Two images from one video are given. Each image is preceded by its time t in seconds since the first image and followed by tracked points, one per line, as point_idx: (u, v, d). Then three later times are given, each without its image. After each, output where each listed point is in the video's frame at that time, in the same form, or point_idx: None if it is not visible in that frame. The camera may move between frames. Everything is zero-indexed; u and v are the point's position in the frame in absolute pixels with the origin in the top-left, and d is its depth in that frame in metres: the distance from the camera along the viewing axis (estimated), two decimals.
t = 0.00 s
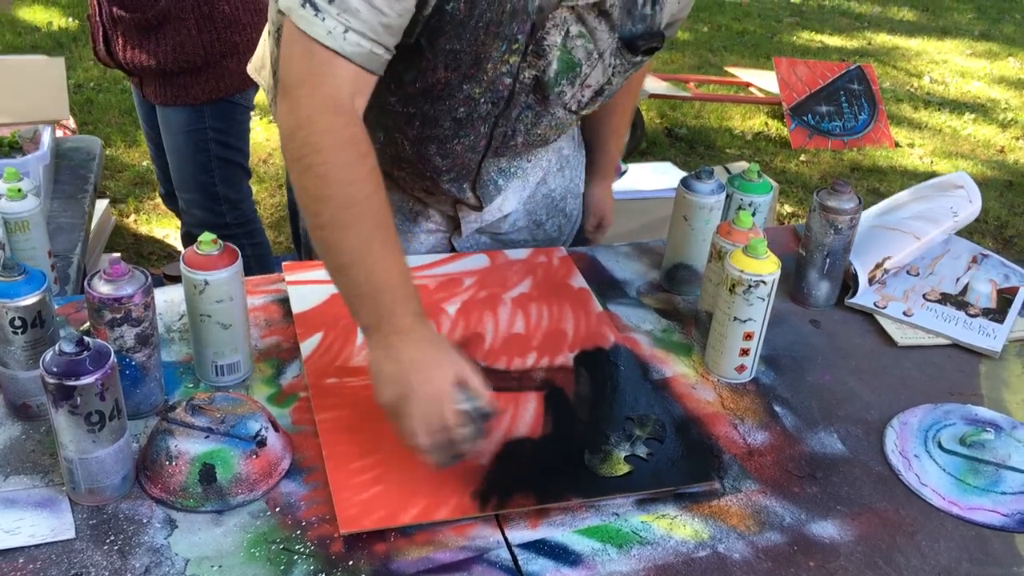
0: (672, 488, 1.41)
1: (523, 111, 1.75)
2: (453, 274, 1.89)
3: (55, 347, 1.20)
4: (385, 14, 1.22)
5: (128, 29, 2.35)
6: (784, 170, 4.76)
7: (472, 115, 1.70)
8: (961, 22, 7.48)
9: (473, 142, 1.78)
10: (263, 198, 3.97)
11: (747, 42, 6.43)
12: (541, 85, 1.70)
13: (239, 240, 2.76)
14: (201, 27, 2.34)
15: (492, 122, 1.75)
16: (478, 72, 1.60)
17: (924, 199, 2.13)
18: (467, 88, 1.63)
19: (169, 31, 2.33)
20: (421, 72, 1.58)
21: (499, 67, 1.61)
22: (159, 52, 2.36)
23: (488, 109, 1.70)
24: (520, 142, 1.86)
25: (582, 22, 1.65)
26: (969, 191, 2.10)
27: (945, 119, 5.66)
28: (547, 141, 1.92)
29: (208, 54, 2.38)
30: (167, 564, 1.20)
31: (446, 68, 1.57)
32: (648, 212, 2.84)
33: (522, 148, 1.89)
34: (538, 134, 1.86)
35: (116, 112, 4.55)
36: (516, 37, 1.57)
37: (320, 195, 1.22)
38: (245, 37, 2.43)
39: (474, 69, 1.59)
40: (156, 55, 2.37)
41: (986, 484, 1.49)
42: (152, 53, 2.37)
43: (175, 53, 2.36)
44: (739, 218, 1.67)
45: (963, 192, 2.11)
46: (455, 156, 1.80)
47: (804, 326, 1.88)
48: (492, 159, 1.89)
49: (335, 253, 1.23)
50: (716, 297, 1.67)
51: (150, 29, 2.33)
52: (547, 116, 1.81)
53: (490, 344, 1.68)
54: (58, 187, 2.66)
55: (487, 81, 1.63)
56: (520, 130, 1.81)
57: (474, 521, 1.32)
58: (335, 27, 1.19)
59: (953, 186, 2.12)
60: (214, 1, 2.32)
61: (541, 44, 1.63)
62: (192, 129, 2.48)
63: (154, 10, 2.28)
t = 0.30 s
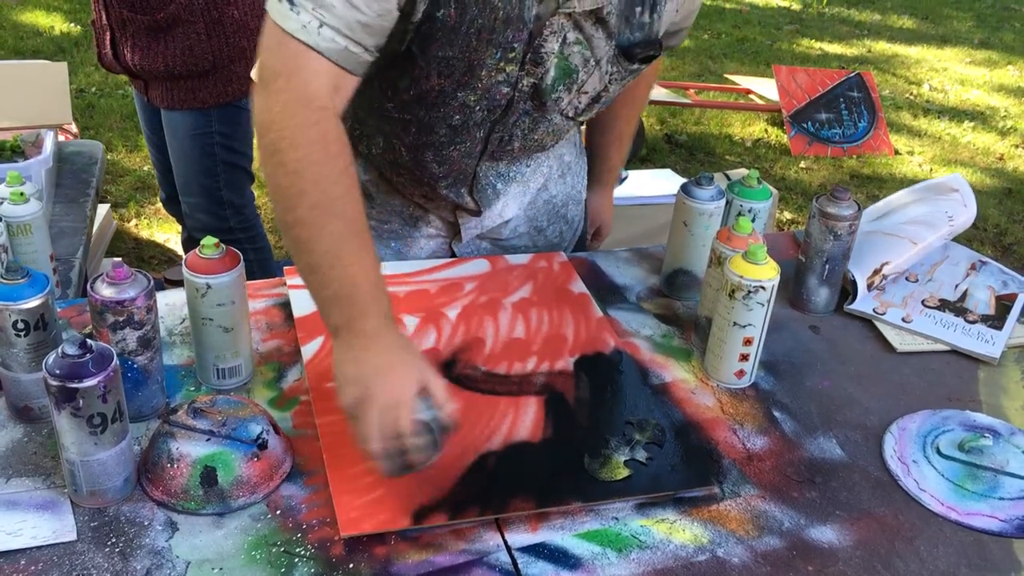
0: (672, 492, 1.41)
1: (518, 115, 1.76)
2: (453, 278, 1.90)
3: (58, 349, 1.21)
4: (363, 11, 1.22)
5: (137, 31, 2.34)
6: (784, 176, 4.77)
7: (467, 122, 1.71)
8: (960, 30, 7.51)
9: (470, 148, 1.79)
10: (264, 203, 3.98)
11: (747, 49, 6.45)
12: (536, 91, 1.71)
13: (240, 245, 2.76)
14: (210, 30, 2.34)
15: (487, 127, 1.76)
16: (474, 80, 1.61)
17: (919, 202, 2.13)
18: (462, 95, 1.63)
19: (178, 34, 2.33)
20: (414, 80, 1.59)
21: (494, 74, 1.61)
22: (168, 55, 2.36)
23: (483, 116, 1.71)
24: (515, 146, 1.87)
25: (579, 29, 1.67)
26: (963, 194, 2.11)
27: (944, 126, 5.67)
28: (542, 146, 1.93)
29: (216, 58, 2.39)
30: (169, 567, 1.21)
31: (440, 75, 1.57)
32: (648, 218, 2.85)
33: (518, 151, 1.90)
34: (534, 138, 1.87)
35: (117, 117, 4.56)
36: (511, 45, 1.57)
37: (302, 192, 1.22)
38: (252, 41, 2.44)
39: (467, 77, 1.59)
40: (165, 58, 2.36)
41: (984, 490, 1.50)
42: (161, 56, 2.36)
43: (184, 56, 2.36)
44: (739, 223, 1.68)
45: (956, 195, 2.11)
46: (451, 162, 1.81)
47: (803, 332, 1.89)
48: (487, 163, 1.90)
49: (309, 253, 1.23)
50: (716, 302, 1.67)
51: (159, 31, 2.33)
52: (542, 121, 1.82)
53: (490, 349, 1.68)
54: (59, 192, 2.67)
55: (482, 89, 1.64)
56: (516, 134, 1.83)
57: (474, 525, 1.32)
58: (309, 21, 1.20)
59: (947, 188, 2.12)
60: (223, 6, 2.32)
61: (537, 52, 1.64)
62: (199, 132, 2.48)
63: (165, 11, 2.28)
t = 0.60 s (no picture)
0: (670, 497, 1.42)
1: (514, 120, 1.77)
2: (453, 284, 1.90)
3: (60, 354, 1.22)
4: (352, 12, 1.22)
5: (142, 38, 2.35)
6: (782, 184, 4.79)
7: (464, 126, 1.72)
8: (957, 39, 7.54)
9: (467, 153, 1.80)
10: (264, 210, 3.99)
11: (745, 57, 6.47)
12: (533, 96, 1.72)
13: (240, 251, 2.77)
14: (215, 39, 2.34)
15: (485, 132, 1.77)
16: (470, 84, 1.62)
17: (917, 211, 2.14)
18: (458, 99, 1.64)
19: (183, 41, 2.34)
20: (411, 83, 1.60)
21: (490, 78, 1.63)
22: (172, 61, 2.37)
23: (480, 120, 1.72)
24: (513, 151, 1.88)
25: (574, 34, 1.68)
26: (960, 203, 2.12)
27: (941, 134, 5.69)
28: (540, 151, 1.94)
29: (220, 66, 2.39)
30: (169, 571, 1.21)
31: (436, 79, 1.58)
32: (647, 225, 2.86)
33: (516, 156, 1.91)
34: (531, 144, 1.88)
35: (116, 124, 4.57)
36: (506, 49, 1.58)
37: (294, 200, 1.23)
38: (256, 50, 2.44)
39: (464, 81, 1.61)
40: (168, 65, 2.37)
41: (982, 494, 1.50)
42: (165, 62, 2.37)
43: (188, 63, 2.37)
44: (737, 229, 1.69)
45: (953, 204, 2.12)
46: (449, 166, 1.81)
47: (801, 337, 1.89)
48: (486, 169, 1.91)
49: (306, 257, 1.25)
50: (714, 308, 1.68)
51: (164, 38, 2.34)
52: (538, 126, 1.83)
53: (490, 354, 1.69)
54: (60, 198, 2.67)
55: (477, 93, 1.65)
56: (513, 138, 1.83)
57: (474, 529, 1.33)
58: (299, 19, 1.19)
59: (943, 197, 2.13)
60: (228, 14, 2.32)
61: (533, 56, 1.65)
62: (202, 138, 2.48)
63: (171, 19, 2.29)
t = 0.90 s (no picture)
0: (672, 496, 1.42)
1: (514, 116, 1.77)
2: (454, 285, 1.91)
3: (63, 354, 1.22)
4: (355, 12, 1.24)
5: (155, 43, 2.29)
6: (783, 185, 4.80)
7: (465, 123, 1.72)
8: (957, 40, 7.54)
9: (469, 151, 1.80)
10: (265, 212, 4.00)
11: (745, 59, 6.48)
12: (532, 92, 1.72)
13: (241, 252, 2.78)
14: (227, 43, 2.27)
15: (485, 129, 1.77)
16: (470, 80, 1.62)
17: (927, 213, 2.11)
18: (459, 95, 1.65)
19: (196, 46, 2.27)
20: (412, 80, 1.61)
21: (490, 74, 1.63)
22: (184, 66, 2.29)
23: (481, 117, 1.72)
24: (513, 149, 1.88)
25: (572, 31, 1.68)
26: (971, 209, 2.09)
27: (941, 135, 5.69)
28: (541, 149, 1.93)
29: (233, 69, 2.32)
30: (172, 570, 1.22)
31: (437, 75, 1.60)
32: (647, 226, 2.87)
33: (515, 155, 1.91)
34: (531, 142, 1.88)
35: (117, 126, 4.58)
36: (506, 45, 1.59)
37: (285, 195, 1.23)
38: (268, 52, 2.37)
39: (464, 76, 1.61)
40: (181, 70, 2.29)
41: (983, 494, 1.51)
42: (177, 67, 2.29)
43: (201, 67, 2.29)
44: (738, 230, 1.69)
45: (964, 208, 2.09)
46: (450, 164, 1.81)
47: (802, 338, 1.90)
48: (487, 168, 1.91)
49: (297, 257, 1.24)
50: (715, 308, 1.68)
51: (177, 43, 2.27)
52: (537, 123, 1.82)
53: (492, 355, 1.69)
54: (61, 200, 2.68)
55: (478, 89, 1.65)
56: (513, 136, 1.83)
57: (476, 528, 1.33)
58: (303, 20, 1.21)
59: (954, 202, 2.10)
60: (241, 18, 2.25)
61: (532, 53, 1.65)
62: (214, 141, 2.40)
63: (184, 22, 2.23)
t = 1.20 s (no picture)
0: (674, 495, 1.42)
1: (518, 110, 1.77)
2: (457, 283, 1.91)
3: (67, 353, 1.22)
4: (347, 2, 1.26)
5: (162, 54, 2.31)
6: (785, 184, 4.80)
7: (469, 116, 1.72)
8: (959, 38, 7.53)
9: (474, 145, 1.80)
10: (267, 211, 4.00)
11: (747, 57, 6.47)
12: (537, 85, 1.72)
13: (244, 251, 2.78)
14: (230, 51, 2.26)
15: (490, 123, 1.77)
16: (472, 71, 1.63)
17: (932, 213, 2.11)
18: (462, 88, 1.66)
19: (200, 56, 2.27)
20: (414, 74, 1.64)
21: (493, 66, 1.64)
22: (190, 76, 2.30)
23: (485, 110, 1.72)
24: (519, 143, 1.87)
25: (577, 23, 1.67)
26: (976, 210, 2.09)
27: (943, 133, 5.68)
28: (547, 143, 1.92)
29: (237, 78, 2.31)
30: (176, 569, 1.22)
31: (439, 67, 1.61)
32: (649, 225, 2.87)
33: (521, 150, 1.90)
34: (535, 135, 1.86)
35: (120, 126, 4.59)
36: (509, 36, 1.59)
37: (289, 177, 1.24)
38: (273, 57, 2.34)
39: (467, 68, 1.62)
40: (187, 79, 2.31)
41: (985, 491, 1.51)
42: (182, 79, 2.31)
43: (205, 77, 2.29)
44: (740, 228, 1.69)
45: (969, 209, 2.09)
46: (456, 158, 1.82)
47: (804, 336, 1.90)
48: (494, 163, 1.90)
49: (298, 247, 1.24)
50: (718, 306, 1.68)
51: (181, 54, 2.28)
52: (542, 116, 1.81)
53: (494, 353, 1.69)
54: (64, 199, 2.68)
55: (481, 81, 1.65)
56: (518, 130, 1.82)
57: (479, 527, 1.33)
58: (295, 9, 1.25)
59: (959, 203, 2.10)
60: (242, 26, 2.23)
61: (535, 45, 1.64)
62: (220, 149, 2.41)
63: (186, 34, 2.23)
